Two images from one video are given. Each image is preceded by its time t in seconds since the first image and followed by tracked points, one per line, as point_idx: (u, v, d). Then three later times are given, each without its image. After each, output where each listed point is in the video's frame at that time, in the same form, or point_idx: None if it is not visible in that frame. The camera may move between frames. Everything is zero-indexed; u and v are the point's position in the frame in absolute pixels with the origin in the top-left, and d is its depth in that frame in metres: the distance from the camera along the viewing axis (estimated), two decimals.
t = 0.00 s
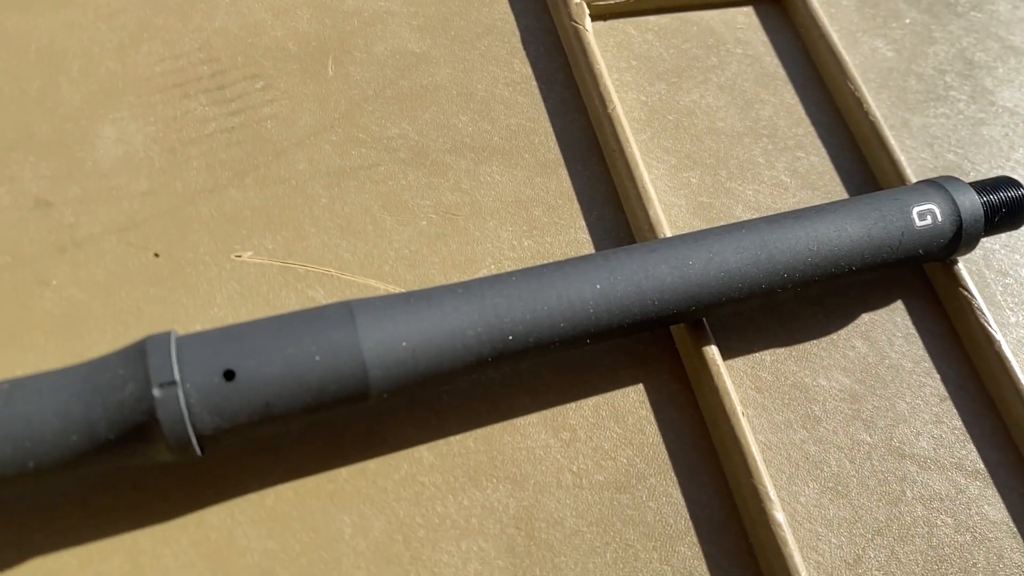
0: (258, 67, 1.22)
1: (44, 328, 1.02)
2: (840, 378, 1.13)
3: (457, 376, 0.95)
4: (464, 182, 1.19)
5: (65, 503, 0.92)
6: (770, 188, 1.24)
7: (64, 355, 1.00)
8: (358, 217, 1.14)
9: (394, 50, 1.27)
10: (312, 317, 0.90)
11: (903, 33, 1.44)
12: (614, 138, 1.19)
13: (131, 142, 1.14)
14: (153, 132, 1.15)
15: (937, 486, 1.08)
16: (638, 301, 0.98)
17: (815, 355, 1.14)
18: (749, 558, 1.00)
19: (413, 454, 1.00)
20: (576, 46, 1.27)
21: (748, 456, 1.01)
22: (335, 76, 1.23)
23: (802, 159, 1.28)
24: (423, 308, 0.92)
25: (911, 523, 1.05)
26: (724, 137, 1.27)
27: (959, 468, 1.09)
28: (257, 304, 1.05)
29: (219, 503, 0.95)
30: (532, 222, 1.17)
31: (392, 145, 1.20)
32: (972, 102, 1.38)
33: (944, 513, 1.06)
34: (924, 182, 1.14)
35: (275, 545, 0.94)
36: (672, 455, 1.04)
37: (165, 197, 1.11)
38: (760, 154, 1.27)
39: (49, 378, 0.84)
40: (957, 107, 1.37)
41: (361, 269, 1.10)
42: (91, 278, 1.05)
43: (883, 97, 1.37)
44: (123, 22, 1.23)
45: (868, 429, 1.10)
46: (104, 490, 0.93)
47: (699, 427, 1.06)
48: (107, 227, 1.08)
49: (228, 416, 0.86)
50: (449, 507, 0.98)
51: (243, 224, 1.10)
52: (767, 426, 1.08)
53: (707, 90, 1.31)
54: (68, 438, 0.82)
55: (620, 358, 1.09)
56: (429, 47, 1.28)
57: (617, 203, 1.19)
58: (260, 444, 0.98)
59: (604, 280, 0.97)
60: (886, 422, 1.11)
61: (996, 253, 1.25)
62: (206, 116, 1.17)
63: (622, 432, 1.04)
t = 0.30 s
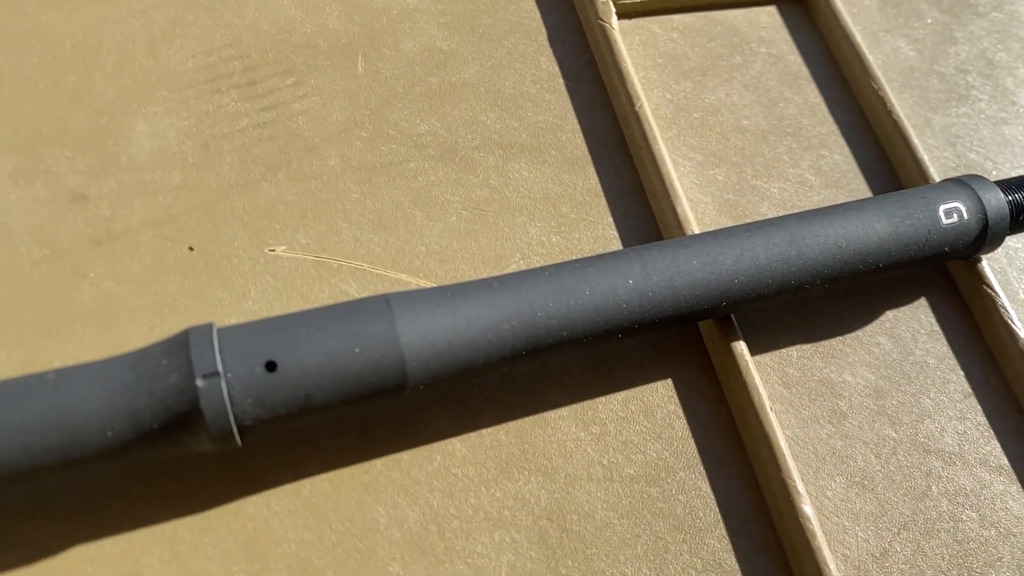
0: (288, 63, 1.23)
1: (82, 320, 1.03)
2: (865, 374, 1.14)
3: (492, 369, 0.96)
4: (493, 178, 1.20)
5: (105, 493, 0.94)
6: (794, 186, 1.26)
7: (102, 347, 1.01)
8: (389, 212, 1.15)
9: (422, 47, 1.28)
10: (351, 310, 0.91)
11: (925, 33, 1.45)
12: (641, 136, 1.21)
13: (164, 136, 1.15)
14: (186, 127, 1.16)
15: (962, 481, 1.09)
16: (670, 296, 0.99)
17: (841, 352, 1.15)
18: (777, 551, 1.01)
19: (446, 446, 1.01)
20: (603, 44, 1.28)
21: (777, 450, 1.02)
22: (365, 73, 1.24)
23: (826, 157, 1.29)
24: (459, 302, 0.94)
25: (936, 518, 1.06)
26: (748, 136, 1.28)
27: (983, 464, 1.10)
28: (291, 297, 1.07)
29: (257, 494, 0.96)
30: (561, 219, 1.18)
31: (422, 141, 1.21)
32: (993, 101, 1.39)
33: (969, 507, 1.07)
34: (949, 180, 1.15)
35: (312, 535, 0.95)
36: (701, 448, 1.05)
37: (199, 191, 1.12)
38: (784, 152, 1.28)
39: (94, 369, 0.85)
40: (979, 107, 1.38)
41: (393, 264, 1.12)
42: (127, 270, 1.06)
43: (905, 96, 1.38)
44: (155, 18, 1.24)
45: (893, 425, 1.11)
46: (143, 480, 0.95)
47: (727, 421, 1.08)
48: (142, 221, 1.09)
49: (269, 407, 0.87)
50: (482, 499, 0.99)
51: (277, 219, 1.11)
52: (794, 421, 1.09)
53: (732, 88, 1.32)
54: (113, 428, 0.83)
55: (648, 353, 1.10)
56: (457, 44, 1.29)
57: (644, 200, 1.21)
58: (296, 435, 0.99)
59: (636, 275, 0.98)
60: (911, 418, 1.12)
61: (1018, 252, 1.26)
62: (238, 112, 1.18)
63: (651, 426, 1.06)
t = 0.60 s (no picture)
0: (320, 61, 1.25)
1: (120, 313, 1.04)
2: (891, 371, 1.15)
3: (527, 363, 0.97)
4: (522, 176, 1.21)
5: (146, 484, 0.95)
6: (819, 184, 1.27)
7: (141, 340, 1.02)
8: (420, 209, 1.16)
9: (451, 46, 1.29)
10: (390, 304, 0.93)
11: (947, 34, 1.46)
12: (669, 134, 1.22)
13: (199, 132, 1.17)
14: (220, 123, 1.18)
15: (987, 477, 1.10)
16: (702, 292, 1.00)
17: (866, 348, 1.16)
18: (805, 544, 1.03)
19: (479, 439, 1.03)
20: (630, 43, 1.29)
21: (805, 444, 1.03)
22: (395, 71, 1.26)
23: (850, 156, 1.31)
24: (496, 296, 0.95)
25: (962, 513, 1.07)
26: (773, 135, 1.30)
27: (1008, 460, 1.11)
28: (326, 292, 1.09)
29: (295, 485, 0.97)
30: (589, 217, 1.19)
31: (452, 139, 1.22)
32: (1015, 102, 1.40)
33: (995, 503, 1.08)
34: (975, 180, 1.16)
35: (348, 526, 0.96)
36: (730, 443, 1.07)
37: (233, 187, 1.13)
38: (809, 152, 1.30)
39: (139, 360, 0.86)
40: (1001, 107, 1.40)
41: (425, 260, 1.13)
42: (163, 264, 1.07)
43: (927, 96, 1.39)
44: (188, 16, 1.25)
45: (919, 421, 1.12)
46: (183, 471, 0.96)
47: (755, 417, 1.09)
48: (178, 215, 1.10)
49: (311, 398, 0.88)
50: (515, 491, 1.01)
51: (311, 215, 1.13)
52: (821, 416, 1.10)
53: (757, 88, 1.34)
54: (159, 418, 0.84)
55: (677, 349, 1.11)
56: (485, 43, 1.31)
57: (671, 198, 1.22)
58: (332, 428, 1.01)
59: (669, 271, 1.00)
60: (936, 414, 1.13)
61: None
62: (272, 109, 1.20)
63: (681, 421, 1.07)
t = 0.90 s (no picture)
0: (351, 58, 1.26)
1: (158, 305, 1.05)
2: (917, 367, 1.16)
3: (562, 356, 0.98)
4: (551, 172, 1.22)
5: (186, 473, 0.96)
6: (844, 182, 1.28)
7: (179, 331, 1.03)
8: (452, 204, 1.18)
9: (480, 43, 1.31)
10: (429, 297, 0.94)
11: (969, 34, 1.47)
12: (696, 131, 1.23)
13: (233, 127, 1.18)
14: (254, 118, 1.19)
15: (1013, 472, 1.11)
16: (734, 288, 1.01)
17: (892, 345, 1.17)
18: (835, 537, 1.04)
19: (512, 431, 1.04)
20: (657, 42, 1.30)
21: (835, 439, 1.05)
22: (425, 68, 1.27)
23: (875, 155, 1.32)
24: (533, 290, 0.96)
25: (989, 508, 1.08)
26: (798, 134, 1.31)
27: None
28: (360, 286, 1.10)
29: (332, 476, 0.98)
30: (618, 213, 1.20)
31: (482, 135, 1.23)
32: None
33: (1021, 498, 1.09)
34: (1000, 178, 1.18)
35: (385, 516, 0.97)
36: (759, 437, 1.08)
37: (268, 181, 1.15)
38: (834, 150, 1.31)
39: (184, 351, 0.88)
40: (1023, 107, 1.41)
41: (457, 255, 1.14)
42: (200, 257, 1.08)
43: (950, 96, 1.40)
44: (221, 12, 1.27)
45: (945, 416, 1.13)
46: (221, 461, 0.97)
47: (784, 411, 1.10)
48: (213, 209, 1.12)
49: (352, 389, 0.89)
50: (548, 483, 1.02)
51: (344, 210, 1.15)
52: (849, 411, 1.11)
53: (782, 87, 1.35)
54: (204, 409, 0.86)
55: (707, 344, 1.13)
56: (513, 41, 1.32)
57: (699, 195, 1.23)
58: (368, 419, 1.02)
59: (702, 266, 1.01)
60: (962, 410, 1.14)
61: None
62: (304, 105, 1.21)
63: (711, 415, 1.08)
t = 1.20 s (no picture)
0: (382, 54, 1.27)
1: (195, 297, 1.06)
2: (943, 363, 1.17)
3: (597, 350, 0.99)
4: (580, 168, 1.23)
5: (225, 463, 0.97)
6: (870, 180, 1.30)
7: (216, 324, 1.04)
8: (482, 199, 1.19)
9: (509, 40, 1.32)
10: (467, 290, 0.95)
11: (991, 34, 1.48)
12: (724, 129, 1.24)
13: (266, 122, 1.19)
14: (287, 114, 1.20)
15: None
16: (767, 283, 1.02)
17: (919, 341, 1.18)
18: (865, 531, 1.05)
19: (545, 424, 1.05)
20: (684, 40, 1.32)
21: (864, 433, 1.06)
22: (454, 65, 1.28)
23: (899, 153, 1.33)
24: (569, 283, 0.97)
25: (1016, 502, 1.09)
26: (823, 132, 1.32)
27: None
28: (394, 280, 1.11)
29: (368, 467, 1.00)
30: (647, 209, 1.21)
31: (512, 131, 1.24)
32: None
33: None
34: None
35: (422, 507, 0.98)
36: (789, 431, 1.09)
37: (302, 176, 1.16)
38: (859, 148, 1.32)
39: (228, 342, 0.89)
40: None
41: (488, 250, 1.15)
42: (236, 250, 1.09)
43: (973, 95, 1.41)
44: (253, 8, 1.28)
45: (971, 412, 1.14)
46: (260, 452, 0.98)
47: (813, 406, 1.11)
48: (248, 203, 1.13)
49: (393, 380, 0.90)
50: (582, 476, 1.02)
51: (378, 204, 1.16)
52: (877, 406, 1.12)
53: (807, 85, 1.36)
54: (248, 398, 0.87)
55: (736, 339, 1.14)
56: (541, 38, 1.33)
57: (726, 191, 1.24)
58: (404, 411, 1.03)
59: (735, 262, 1.02)
60: (988, 406, 1.15)
61: None
62: (336, 101, 1.22)
63: (742, 409, 1.09)
